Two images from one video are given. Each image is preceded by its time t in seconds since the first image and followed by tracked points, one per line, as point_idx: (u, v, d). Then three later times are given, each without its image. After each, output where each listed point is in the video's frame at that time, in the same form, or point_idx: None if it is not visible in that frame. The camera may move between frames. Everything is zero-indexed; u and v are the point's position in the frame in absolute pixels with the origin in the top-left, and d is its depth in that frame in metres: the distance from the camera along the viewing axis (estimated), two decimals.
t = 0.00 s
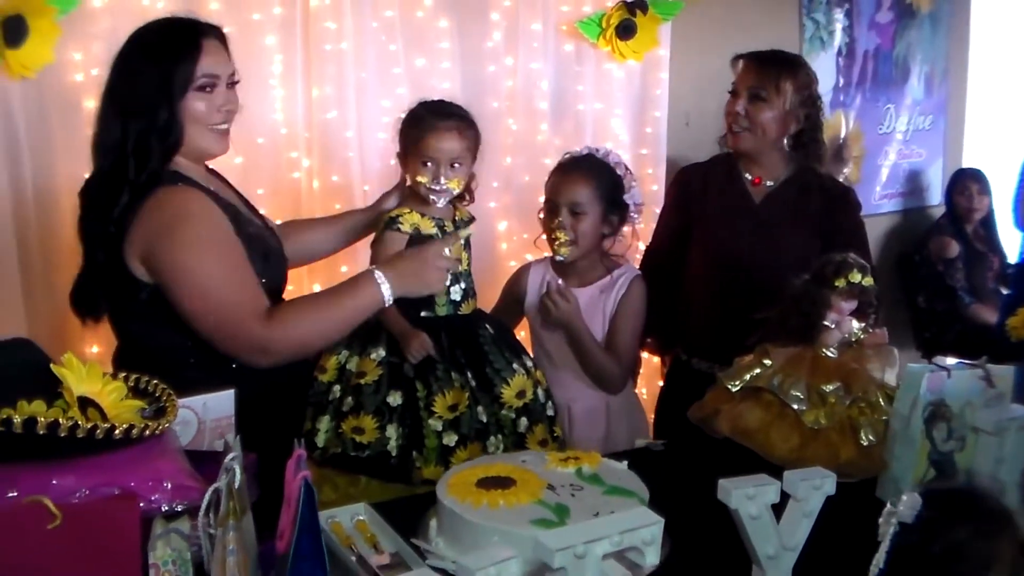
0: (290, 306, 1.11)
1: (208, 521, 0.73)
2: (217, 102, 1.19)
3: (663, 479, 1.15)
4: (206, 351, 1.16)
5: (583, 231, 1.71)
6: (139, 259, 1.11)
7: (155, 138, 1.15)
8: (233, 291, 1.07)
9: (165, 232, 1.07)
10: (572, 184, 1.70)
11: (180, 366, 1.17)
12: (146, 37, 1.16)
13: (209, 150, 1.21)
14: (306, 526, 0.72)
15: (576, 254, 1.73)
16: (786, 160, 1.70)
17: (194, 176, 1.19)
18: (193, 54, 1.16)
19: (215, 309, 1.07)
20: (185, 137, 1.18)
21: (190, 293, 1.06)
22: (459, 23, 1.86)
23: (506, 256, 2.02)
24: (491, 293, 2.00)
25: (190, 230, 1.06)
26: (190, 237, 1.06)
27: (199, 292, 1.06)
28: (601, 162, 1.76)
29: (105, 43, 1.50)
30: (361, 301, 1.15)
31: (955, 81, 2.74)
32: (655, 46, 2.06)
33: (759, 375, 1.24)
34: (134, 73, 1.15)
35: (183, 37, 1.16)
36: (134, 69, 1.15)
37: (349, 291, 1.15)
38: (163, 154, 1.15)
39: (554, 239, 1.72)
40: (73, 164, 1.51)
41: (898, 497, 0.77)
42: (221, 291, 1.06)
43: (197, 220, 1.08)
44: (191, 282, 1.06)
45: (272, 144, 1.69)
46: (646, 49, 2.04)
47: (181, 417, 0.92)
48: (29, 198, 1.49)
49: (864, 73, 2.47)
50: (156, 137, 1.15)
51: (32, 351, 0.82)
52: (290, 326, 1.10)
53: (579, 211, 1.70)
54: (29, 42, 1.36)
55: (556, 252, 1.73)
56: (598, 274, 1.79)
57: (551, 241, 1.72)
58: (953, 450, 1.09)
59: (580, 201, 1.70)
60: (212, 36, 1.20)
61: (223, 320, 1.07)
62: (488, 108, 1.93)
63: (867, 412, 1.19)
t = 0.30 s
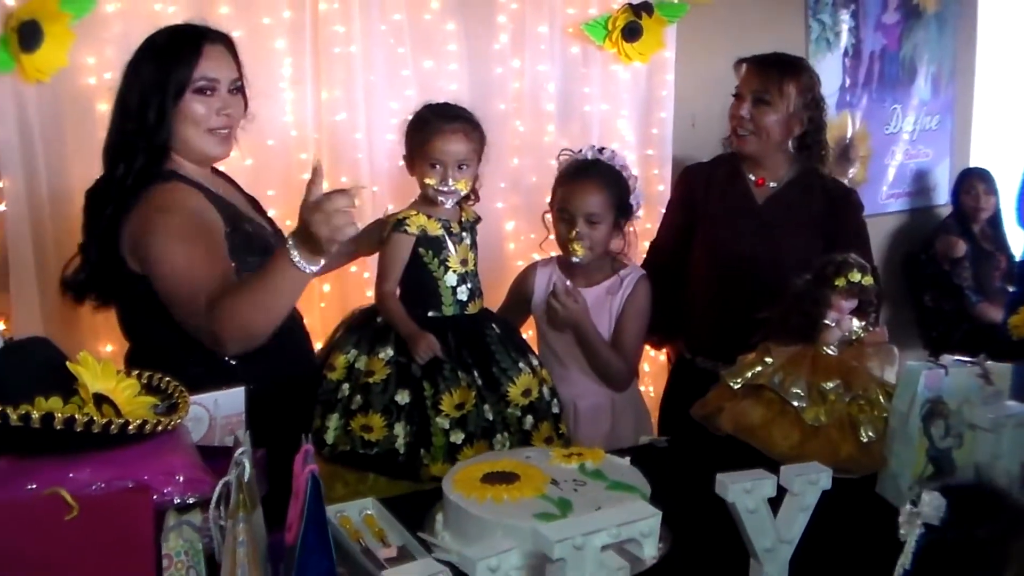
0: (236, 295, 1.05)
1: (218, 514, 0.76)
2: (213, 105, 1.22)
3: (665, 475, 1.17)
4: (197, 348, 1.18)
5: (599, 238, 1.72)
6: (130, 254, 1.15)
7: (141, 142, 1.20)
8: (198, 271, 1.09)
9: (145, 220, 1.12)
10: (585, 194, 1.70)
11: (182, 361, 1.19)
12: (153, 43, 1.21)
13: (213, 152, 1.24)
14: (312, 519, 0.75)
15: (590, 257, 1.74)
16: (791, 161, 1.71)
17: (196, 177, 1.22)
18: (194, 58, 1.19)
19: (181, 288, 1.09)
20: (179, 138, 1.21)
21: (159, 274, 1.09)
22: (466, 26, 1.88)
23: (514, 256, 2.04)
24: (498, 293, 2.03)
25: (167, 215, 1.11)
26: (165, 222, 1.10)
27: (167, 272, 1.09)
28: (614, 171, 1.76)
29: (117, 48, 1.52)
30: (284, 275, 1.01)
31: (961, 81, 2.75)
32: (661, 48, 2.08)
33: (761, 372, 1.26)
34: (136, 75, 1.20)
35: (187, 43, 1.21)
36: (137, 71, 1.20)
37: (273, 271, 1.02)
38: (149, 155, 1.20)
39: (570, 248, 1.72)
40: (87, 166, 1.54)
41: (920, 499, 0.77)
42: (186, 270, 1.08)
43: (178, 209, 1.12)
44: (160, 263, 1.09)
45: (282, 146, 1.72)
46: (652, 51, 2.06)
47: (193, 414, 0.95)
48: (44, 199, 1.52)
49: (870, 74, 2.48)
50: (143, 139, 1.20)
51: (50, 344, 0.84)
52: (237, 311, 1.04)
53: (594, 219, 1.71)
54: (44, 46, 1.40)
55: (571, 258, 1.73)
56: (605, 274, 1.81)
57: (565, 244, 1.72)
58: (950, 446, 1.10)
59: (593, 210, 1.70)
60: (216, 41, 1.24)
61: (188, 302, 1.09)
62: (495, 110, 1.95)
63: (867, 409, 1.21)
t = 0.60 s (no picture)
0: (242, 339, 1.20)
1: (226, 503, 0.80)
2: (233, 116, 1.26)
3: (663, 468, 1.20)
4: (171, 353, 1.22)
5: (608, 237, 1.75)
6: (124, 254, 1.18)
7: (161, 144, 1.22)
8: (197, 293, 1.15)
9: (146, 229, 1.14)
10: (593, 196, 1.71)
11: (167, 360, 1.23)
12: (164, 46, 1.22)
13: (221, 156, 1.27)
14: (318, 506, 0.78)
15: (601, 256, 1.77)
16: (795, 161, 1.74)
17: (197, 182, 1.25)
18: (215, 70, 1.22)
19: (179, 306, 1.14)
20: (196, 145, 1.24)
21: (158, 289, 1.13)
22: (473, 28, 1.91)
23: (520, 255, 2.08)
24: (502, 290, 2.05)
25: (170, 230, 1.14)
26: (168, 237, 1.13)
27: (167, 288, 1.13)
28: (620, 172, 1.79)
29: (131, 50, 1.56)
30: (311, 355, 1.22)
31: (966, 81, 2.77)
32: (667, 49, 2.10)
33: (760, 368, 1.27)
34: (154, 81, 1.20)
35: (202, 50, 1.22)
36: (154, 77, 1.20)
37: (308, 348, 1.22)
38: (166, 157, 1.22)
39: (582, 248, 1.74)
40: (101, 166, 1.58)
41: (961, 495, 0.91)
42: (187, 291, 1.14)
43: (180, 222, 1.15)
44: (160, 279, 1.13)
45: (293, 146, 1.75)
46: (658, 51, 2.08)
47: (202, 407, 0.98)
48: (59, 199, 1.55)
49: (876, 74, 2.49)
50: (162, 142, 1.22)
51: (64, 337, 0.86)
52: (240, 351, 1.18)
53: (604, 219, 1.73)
54: (58, 49, 1.43)
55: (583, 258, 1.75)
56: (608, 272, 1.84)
57: (577, 245, 1.74)
58: (944, 441, 1.11)
59: (603, 211, 1.72)
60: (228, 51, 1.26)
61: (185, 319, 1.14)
62: (502, 110, 1.97)
63: (863, 404, 1.23)
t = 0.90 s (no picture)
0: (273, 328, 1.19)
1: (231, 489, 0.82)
2: (236, 115, 1.28)
3: (658, 458, 1.22)
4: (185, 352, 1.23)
5: (604, 231, 1.78)
6: (132, 265, 1.18)
7: (174, 150, 1.21)
8: (217, 291, 1.15)
9: (154, 239, 1.14)
10: (591, 192, 1.74)
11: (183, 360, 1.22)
12: (167, 51, 1.22)
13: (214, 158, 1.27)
14: (319, 491, 0.80)
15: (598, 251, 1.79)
16: (792, 156, 1.76)
17: (196, 186, 1.24)
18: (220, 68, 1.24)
19: (203, 304, 1.14)
20: (204, 149, 1.25)
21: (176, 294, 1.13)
22: (475, 26, 1.93)
23: (522, 249, 2.10)
24: (501, 282, 2.08)
25: (180, 233, 1.14)
26: (178, 241, 1.14)
27: (185, 291, 1.13)
28: (618, 167, 1.81)
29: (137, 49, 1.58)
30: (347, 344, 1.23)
31: (966, 76, 2.78)
32: (667, 45, 2.12)
33: (755, 360, 1.30)
34: (165, 88, 1.20)
35: (205, 54, 1.23)
36: (164, 84, 1.20)
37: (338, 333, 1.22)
38: (178, 161, 1.22)
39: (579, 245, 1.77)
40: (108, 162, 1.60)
41: (978, 475, 0.82)
42: (207, 291, 1.14)
43: (187, 228, 1.15)
44: (179, 282, 1.13)
45: (297, 142, 1.77)
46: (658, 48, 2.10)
47: (209, 398, 1.00)
48: (67, 195, 1.57)
49: (876, 69, 2.51)
50: (176, 146, 1.21)
51: (76, 329, 0.89)
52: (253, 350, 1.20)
53: (599, 214, 1.76)
54: (65, 49, 1.44)
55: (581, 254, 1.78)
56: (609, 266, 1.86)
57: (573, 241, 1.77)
58: (936, 431, 1.13)
59: (597, 207, 1.75)
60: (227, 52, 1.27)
61: (209, 317, 1.14)
62: (503, 106, 2.00)
63: (857, 395, 1.25)
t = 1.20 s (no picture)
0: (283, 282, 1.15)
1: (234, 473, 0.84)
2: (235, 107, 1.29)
3: (654, 444, 1.24)
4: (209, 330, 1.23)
5: (598, 219, 1.79)
6: (143, 257, 1.20)
7: (160, 143, 1.23)
8: (225, 264, 1.16)
9: (157, 228, 1.17)
10: (583, 181, 1.75)
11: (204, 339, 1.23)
12: (153, 48, 1.24)
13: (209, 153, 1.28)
14: (320, 475, 0.82)
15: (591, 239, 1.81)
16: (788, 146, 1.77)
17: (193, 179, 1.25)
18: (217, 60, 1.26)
19: (212, 283, 1.15)
20: (189, 143, 1.26)
21: (185, 276, 1.16)
22: (474, 17, 1.95)
23: (521, 239, 2.11)
24: (501, 273, 2.10)
25: (179, 219, 1.16)
26: (178, 227, 1.15)
27: (193, 272, 1.15)
28: (610, 155, 1.83)
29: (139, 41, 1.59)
30: (350, 289, 1.15)
31: (965, 66, 2.79)
32: (665, 36, 2.14)
33: (751, 348, 1.31)
34: (144, 79, 1.22)
35: (189, 48, 1.24)
36: (145, 79, 1.22)
37: (337, 278, 1.15)
38: (167, 157, 1.23)
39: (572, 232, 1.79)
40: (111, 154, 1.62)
41: None
42: (213, 266, 1.15)
43: (182, 209, 1.17)
44: (185, 266, 1.15)
45: (297, 134, 1.79)
46: (657, 38, 2.12)
47: (212, 384, 1.02)
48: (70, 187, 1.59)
49: (874, 59, 2.52)
50: (162, 141, 1.23)
51: (83, 317, 0.91)
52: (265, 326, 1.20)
53: (592, 204, 1.77)
54: (67, 42, 1.48)
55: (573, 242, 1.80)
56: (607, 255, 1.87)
57: (567, 230, 1.78)
58: (928, 418, 1.14)
59: (591, 197, 1.76)
60: (216, 49, 1.28)
61: (221, 293, 1.16)
62: (503, 98, 2.01)
63: (851, 382, 1.27)
